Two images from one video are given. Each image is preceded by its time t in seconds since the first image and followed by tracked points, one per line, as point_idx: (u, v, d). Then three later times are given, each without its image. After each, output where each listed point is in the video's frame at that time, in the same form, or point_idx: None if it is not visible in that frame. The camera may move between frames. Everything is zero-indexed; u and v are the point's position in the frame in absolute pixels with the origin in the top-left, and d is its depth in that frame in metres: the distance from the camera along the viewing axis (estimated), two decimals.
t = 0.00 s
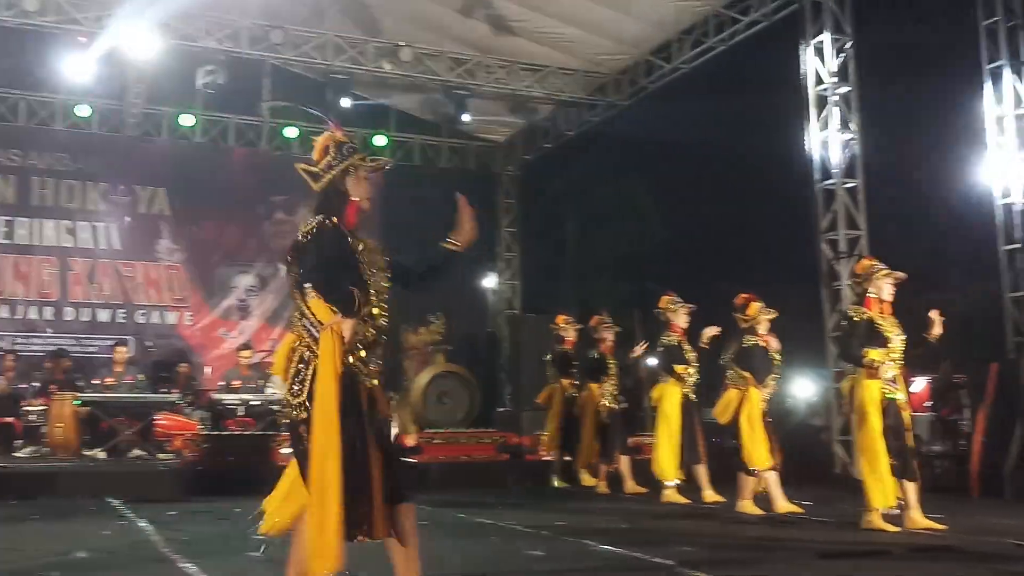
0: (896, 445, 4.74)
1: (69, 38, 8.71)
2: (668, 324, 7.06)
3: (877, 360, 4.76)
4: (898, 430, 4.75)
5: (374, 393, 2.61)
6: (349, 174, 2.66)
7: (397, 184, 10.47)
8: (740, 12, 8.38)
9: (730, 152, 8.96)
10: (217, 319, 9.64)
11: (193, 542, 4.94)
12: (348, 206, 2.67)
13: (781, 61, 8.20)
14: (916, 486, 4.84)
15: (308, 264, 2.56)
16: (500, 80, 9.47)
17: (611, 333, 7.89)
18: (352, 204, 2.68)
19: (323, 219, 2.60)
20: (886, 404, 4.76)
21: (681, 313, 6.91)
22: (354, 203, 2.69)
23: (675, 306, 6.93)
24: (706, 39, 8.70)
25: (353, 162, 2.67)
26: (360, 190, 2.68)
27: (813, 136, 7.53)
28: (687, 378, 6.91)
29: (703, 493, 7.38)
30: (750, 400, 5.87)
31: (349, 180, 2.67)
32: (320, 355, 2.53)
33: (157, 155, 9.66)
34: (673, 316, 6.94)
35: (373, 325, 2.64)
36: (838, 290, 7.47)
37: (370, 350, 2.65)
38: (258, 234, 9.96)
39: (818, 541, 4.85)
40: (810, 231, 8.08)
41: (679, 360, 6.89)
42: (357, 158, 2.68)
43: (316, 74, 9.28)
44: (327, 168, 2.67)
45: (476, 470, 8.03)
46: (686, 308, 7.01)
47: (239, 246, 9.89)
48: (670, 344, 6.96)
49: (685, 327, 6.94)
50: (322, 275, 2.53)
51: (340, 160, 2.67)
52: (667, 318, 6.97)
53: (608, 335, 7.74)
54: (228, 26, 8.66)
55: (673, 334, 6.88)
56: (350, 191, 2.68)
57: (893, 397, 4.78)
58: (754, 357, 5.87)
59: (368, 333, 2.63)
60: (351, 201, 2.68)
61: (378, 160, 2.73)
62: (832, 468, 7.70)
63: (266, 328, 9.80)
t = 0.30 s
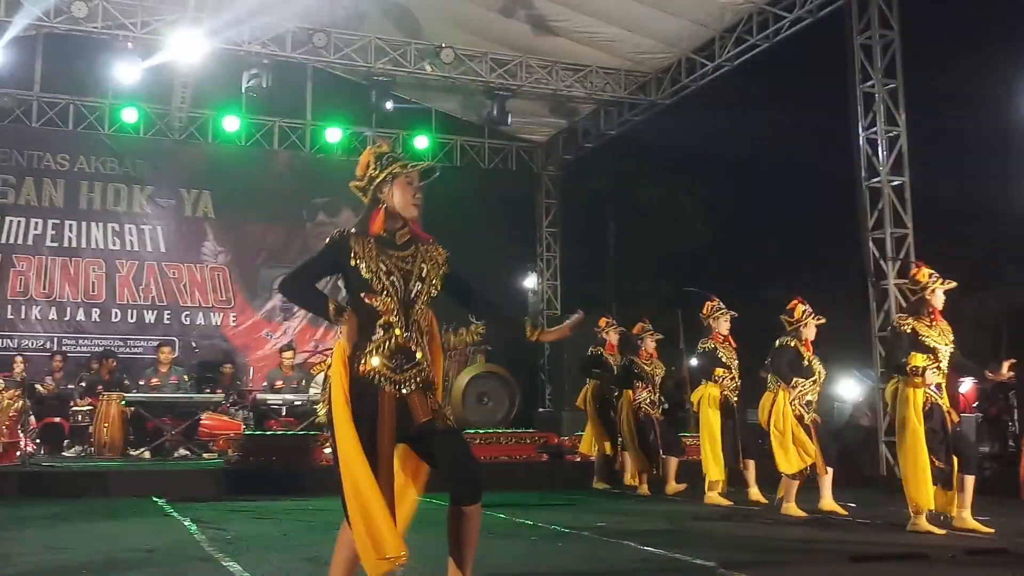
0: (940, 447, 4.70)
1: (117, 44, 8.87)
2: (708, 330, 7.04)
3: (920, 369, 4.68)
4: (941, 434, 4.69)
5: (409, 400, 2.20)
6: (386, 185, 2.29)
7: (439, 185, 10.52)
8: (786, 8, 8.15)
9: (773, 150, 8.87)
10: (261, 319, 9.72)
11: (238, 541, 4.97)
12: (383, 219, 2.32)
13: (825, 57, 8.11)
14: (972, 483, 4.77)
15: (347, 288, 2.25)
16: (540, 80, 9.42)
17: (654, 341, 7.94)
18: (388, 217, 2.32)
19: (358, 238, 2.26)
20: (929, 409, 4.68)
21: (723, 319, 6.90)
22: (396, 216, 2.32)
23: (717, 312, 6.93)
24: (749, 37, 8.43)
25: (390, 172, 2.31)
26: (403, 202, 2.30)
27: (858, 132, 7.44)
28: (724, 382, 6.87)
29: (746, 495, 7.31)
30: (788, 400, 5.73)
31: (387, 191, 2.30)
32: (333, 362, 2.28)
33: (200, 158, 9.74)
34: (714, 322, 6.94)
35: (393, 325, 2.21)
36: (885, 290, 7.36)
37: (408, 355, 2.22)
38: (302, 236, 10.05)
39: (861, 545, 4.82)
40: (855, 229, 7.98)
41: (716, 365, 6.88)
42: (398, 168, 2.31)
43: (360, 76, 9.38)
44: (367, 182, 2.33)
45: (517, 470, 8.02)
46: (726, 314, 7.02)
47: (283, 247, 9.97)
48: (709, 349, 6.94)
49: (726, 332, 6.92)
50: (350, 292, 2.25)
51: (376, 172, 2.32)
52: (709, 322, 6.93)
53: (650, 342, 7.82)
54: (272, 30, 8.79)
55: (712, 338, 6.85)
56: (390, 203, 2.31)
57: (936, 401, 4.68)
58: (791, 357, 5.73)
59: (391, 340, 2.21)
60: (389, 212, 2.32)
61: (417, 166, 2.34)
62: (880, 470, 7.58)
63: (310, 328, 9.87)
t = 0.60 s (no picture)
0: (960, 443, 4.55)
1: (141, 45, 8.93)
2: (736, 325, 6.95)
3: (950, 361, 4.49)
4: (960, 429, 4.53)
5: (432, 402, 2.15)
6: (409, 186, 2.24)
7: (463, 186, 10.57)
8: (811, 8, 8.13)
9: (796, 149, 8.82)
10: (286, 320, 9.73)
11: (274, 537, 4.96)
12: (422, 216, 2.25)
13: (851, 57, 8.07)
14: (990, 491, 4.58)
15: (373, 264, 2.15)
16: (566, 82, 9.53)
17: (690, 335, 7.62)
18: (427, 216, 2.25)
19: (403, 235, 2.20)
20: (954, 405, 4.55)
21: (750, 315, 6.77)
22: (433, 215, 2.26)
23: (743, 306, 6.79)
24: (774, 37, 8.45)
25: (416, 174, 2.26)
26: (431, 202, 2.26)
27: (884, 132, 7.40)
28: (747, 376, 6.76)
29: (770, 497, 7.24)
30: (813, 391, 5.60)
31: (413, 194, 2.25)
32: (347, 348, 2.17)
33: (225, 159, 9.83)
34: (739, 317, 6.83)
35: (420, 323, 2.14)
36: (910, 290, 7.30)
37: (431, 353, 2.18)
38: (326, 238, 10.10)
39: (887, 541, 4.76)
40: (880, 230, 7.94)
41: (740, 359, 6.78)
42: (424, 168, 2.26)
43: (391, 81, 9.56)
44: (398, 183, 2.28)
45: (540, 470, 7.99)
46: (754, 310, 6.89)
47: (308, 249, 10.03)
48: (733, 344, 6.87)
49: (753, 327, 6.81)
50: (386, 277, 2.14)
51: (407, 172, 2.26)
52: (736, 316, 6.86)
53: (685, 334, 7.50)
54: (298, 31, 8.86)
55: (737, 334, 6.75)
56: (423, 202, 2.26)
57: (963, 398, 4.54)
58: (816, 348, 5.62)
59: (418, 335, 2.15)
60: (427, 210, 2.26)
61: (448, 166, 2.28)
62: (905, 473, 7.48)
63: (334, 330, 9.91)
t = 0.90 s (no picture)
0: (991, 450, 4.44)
1: (155, 47, 8.96)
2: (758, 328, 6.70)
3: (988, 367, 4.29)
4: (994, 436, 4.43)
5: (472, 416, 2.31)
6: (443, 192, 2.34)
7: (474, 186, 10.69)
8: (824, 7, 8.10)
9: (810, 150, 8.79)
10: (300, 320, 9.75)
11: (288, 537, 4.96)
12: (440, 222, 2.33)
13: (866, 57, 8.05)
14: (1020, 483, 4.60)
15: (412, 277, 2.33)
16: (578, 81, 9.52)
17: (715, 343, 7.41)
18: (449, 221, 2.33)
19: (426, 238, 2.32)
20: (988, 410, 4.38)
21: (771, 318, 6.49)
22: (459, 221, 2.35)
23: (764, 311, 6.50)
24: (788, 36, 8.40)
25: (448, 180, 2.37)
26: (462, 209, 2.35)
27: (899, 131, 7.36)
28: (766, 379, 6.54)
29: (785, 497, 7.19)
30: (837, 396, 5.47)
31: (445, 198, 2.35)
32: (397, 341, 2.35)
33: (239, 161, 9.86)
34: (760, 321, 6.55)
35: (469, 335, 2.32)
36: (925, 290, 7.25)
37: (469, 366, 2.34)
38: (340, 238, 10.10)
39: (904, 540, 4.70)
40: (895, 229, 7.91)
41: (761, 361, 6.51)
42: (456, 176, 2.38)
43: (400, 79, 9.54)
44: (430, 188, 2.40)
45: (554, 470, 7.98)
46: (775, 312, 6.61)
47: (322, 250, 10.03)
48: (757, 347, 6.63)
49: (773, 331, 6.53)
50: (432, 290, 2.30)
51: (440, 178, 2.38)
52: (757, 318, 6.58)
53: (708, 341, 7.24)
54: (311, 32, 8.91)
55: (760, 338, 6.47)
56: (447, 209, 2.34)
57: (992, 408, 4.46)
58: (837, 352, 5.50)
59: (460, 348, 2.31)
60: (448, 217, 2.34)
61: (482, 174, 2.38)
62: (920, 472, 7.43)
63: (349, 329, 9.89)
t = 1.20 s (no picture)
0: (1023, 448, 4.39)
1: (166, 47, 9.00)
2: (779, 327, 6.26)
3: None
4: None
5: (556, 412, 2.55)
6: (537, 183, 2.55)
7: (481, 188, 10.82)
8: (833, 7, 8.25)
9: (816, 150, 8.66)
10: (309, 320, 9.79)
11: (304, 534, 4.97)
12: (539, 212, 2.57)
13: (874, 56, 8.00)
14: None
15: (508, 271, 2.54)
16: (587, 82, 9.63)
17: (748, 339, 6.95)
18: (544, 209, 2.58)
19: (535, 228, 2.54)
20: None
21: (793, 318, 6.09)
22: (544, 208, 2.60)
23: (786, 308, 6.14)
24: (797, 36, 8.56)
25: (534, 171, 2.57)
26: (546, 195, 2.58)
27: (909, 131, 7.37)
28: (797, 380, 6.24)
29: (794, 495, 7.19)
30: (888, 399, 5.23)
31: (536, 189, 2.56)
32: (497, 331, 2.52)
33: (248, 162, 9.89)
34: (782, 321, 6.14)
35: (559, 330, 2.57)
36: (935, 290, 7.23)
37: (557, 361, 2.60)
38: (349, 238, 10.11)
39: (927, 535, 4.68)
40: (903, 229, 7.80)
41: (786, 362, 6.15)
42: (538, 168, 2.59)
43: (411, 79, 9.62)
44: (515, 181, 2.55)
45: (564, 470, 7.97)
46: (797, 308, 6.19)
47: (330, 250, 10.04)
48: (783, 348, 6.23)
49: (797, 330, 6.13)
50: (526, 285, 2.53)
51: (526, 170, 2.56)
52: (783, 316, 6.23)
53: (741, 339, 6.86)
54: (321, 33, 8.94)
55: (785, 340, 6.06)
56: (542, 199, 2.58)
57: None
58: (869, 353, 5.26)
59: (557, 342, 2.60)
60: (545, 207, 2.58)
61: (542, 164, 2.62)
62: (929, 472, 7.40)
63: (357, 330, 9.91)
